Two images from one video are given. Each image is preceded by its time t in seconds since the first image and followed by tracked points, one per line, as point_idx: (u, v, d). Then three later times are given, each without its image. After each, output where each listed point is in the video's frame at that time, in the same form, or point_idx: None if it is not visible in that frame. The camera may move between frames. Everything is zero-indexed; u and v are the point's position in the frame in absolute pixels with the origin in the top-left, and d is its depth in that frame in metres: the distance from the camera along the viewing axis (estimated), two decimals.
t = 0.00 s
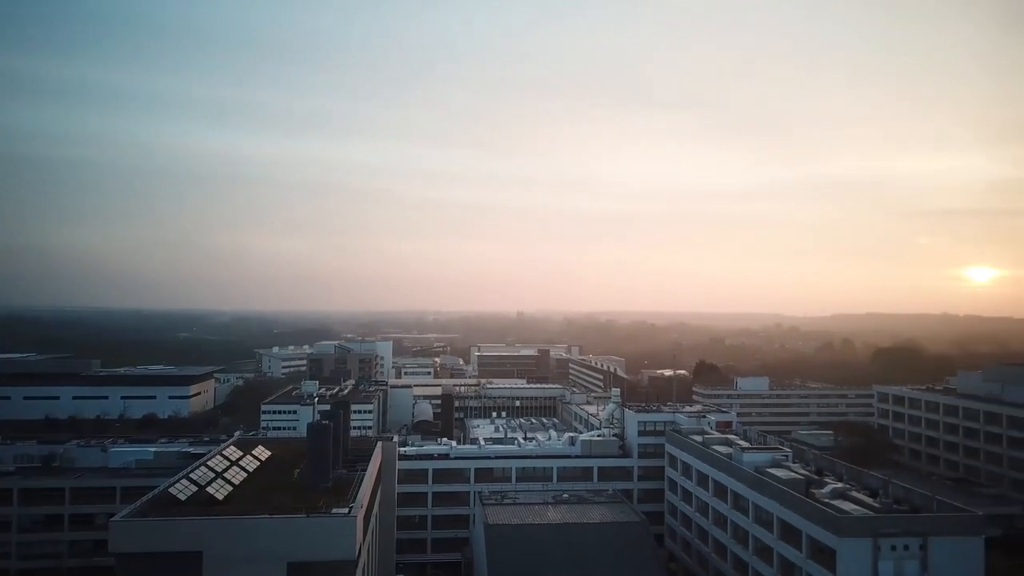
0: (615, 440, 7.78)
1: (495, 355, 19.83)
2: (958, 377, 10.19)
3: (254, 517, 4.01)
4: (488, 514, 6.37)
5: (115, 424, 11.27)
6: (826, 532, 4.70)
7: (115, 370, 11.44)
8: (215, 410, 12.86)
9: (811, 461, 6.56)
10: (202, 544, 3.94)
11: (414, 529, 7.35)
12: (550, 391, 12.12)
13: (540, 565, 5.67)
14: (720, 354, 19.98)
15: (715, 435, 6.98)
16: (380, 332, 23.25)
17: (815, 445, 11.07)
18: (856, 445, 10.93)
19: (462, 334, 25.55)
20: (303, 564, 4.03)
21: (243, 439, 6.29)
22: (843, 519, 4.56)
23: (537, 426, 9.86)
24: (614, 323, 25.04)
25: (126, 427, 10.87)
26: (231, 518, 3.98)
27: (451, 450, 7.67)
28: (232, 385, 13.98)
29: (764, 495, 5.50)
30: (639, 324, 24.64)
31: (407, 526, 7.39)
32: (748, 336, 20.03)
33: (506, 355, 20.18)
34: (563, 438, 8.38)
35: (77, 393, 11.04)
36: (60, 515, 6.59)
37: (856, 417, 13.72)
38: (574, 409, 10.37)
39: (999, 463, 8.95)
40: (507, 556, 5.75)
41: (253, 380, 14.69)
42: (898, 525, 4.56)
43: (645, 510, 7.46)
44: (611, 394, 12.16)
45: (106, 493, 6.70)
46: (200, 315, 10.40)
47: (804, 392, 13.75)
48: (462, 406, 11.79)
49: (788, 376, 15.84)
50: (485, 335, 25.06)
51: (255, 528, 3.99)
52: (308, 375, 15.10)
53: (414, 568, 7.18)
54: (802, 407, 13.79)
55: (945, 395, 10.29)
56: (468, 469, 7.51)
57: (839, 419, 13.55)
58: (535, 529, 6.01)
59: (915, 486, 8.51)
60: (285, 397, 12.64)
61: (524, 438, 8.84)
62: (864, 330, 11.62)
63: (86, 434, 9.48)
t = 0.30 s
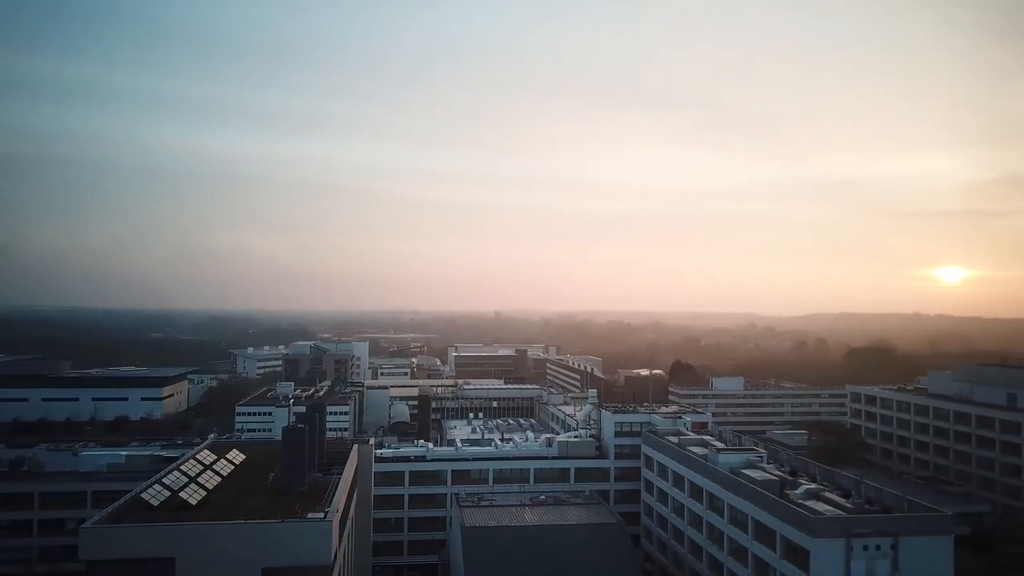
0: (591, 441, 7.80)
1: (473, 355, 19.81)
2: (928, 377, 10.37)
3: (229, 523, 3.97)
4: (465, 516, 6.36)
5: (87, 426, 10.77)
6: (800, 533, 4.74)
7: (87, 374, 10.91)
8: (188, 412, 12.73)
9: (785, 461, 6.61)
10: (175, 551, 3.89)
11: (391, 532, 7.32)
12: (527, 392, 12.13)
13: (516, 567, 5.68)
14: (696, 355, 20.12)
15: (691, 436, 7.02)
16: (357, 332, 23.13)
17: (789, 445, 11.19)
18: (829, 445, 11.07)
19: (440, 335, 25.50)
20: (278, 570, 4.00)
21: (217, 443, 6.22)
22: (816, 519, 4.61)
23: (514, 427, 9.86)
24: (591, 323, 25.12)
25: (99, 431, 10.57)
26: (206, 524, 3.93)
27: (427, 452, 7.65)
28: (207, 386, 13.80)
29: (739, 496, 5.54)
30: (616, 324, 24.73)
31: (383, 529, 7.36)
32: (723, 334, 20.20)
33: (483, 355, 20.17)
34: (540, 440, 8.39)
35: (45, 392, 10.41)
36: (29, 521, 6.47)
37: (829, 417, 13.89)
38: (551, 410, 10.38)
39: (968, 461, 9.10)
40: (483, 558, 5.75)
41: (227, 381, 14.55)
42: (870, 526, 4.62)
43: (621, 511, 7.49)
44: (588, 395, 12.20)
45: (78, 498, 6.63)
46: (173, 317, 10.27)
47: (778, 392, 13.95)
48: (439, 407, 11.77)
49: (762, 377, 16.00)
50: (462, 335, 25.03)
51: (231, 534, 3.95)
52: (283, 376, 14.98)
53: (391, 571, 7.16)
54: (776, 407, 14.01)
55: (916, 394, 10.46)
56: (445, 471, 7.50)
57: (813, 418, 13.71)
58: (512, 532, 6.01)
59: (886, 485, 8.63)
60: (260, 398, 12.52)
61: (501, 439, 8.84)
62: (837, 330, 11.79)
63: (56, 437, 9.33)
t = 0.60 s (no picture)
0: (568, 442, 7.82)
1: (449, 356, 19.78)
2: (899, 377, 10.54)
3: (201, 529, 3.93)
4: (441, 519, 6.35)
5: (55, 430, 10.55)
6: (774, 533, 4.79)
7: (55, 376, 10.59)
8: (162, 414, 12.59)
9: (760, 462, 6.67)
10: (146, 557, 3.84)
11: (367, 535, 7.29)
12: (504, 393, 12.12)
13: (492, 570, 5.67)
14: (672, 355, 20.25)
15: (667, 437, 7.06)
16: (333, 333, 23.00)
17: (763, 445, 11.28)
18: (803, 445, 11.18)
19: (417, 335, 25.42)
20: None
21: (190, 446, 6.16)
22: (789, 520, 4.66)
23: (491, 429, 9.85)
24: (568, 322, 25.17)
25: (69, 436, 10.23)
26: (177, 530, 3.89)
27: (404, 454, 7.62)
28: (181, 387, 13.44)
29: (714, 498, 5.58)
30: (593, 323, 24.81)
31: (359, 531, 7.33)
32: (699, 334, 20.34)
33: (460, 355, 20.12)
34: (517, 441, 8.39)
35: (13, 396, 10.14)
36: None
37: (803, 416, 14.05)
38: (529, 411, 10.39)
39: (938, 460, 9.24)
40: (459, 560, 5.74)
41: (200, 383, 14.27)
42: (843, 526, 4.68)
43: (597, 512, 7.51)
44: (565, 396, 12.23)
45: (47, 504, 6.52)
46: (145, 318, 10.13)
47: (753, 392, 14.06)
48: (416, 408, 11.74)
49: (737, 377, 16.12)
50: (440, 335, 24.97)
51: (203, 540, 3.91)
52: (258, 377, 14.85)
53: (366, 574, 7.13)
54: (750, 407, 14.12)
55: (887, 394, 10.62)
56: (421, 473, 7.48)
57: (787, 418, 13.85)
58: (488, 534, 6.00)
59: (858, 485, 8.71)
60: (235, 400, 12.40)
61: (478, 441, 8.83)
62: (812, 331, 11.92)
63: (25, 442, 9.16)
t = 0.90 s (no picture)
0: (544, 444, 7.83)
1: (425, 357, 19.71)
2: (870, 377, 10.70)
3: (173, 535, 3.88)
4: (416, 521, 6.32)
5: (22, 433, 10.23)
6: (747, 534, 4.83)
7: (20, 379, 10.27)
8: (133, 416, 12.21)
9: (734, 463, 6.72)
10: (116, 565, 3.78)
11: (341, 538, 7.24)
12: (480, 394, 12.09)
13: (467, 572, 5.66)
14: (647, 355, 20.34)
15: (642, 438, 7.09)
16: (307, 333, 22.80)
17: (737, 445, 11.37)
18: (775, 446, 11.26)
19: (392, 335, 25.29)
20: None
21: (161, 450, 6.07)
22: (762, 521, 4.70)
23: (467, 430, 9.83)
24: (544, 322, 25.19)
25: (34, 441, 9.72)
26: (148, 538, 3.83)
27: (379, 456, 7.58)
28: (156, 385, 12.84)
29: (688, 499, 5.61)
30: (569, 324, 24.85)
31: (334, 534, 7.28)
32: (674, 334, 20.48)
33: (436, 355, 20.07)
34: (493, 442, 8.38)
35: None
36: None
37: (776, 416, 14.18)
38: (505, 412, 10.38)
39: (907, 459, 9.39)
40: (435, 563, 5.73)
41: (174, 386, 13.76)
42: (815, 527, 4.73)
43: (573, 514, 7.53)
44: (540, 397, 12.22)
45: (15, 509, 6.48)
46: (116, 319, 9.96)
47: (727, 392, 14.13)
48: (391, 409, 11.67)
49: (711, 377, 16.21)
50: (415, 335, 24.87)
51: (175, 546, 3.86)
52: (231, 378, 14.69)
53: None
54: (724, 407, 14.16)
55: (858, 394, 10.77)
56: (397, 475, 7.44)
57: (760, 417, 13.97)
58: (464, 537, 5.99)
59: (830, 485, 8.80)
60: (208, 403, 12.26)
61: (454, 442, 8.81)
62: (785, 331, 12.06)
63: None
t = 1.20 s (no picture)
0: (520, 445, 7.83)
1: (401, 357, 19.63)
2: (842, 377, 10.83)
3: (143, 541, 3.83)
4: (391, 524, 6.29)
5: None
6: (721, 535, 4.87)
7: None
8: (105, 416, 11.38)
9: (707, 464, 6.77)
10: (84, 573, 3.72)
11: (315, 541, 7.19)
12: (455, 395, 12.06)
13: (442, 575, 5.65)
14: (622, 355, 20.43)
15: (617, 440, 7.12)
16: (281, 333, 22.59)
17: (711, 445, 11.45)
18: (748, 446, 11.35)
19: (367, 335, 25.15)
20: None
21: (131, 454, 5.98)
22: (735, 522, 4.74)
23: (443, 432, 9.80)
24: (520, 323, 25.19)
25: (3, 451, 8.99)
26: (119, 544, 3.77)
27: (354, 459, 7.54)
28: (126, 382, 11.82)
29: (663, 500, 5.65)
30: (545, 324, 24.87)
31: (308, 538, 7.22)
32: (650, 334, 20.59)
33: (411, 355, 19.99)
34: (468, 444, 8.36)
35: None
36: None
37: (749, 415, 14.30)
38: (481, 413, 10.37)
39: (878, 458, 9.50)
40: (410, 565, 5.71)
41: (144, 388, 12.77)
42: (787, 527, 4.78)
43: (548, 515, 7.54)
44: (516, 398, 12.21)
45: None
46: (86, 320, 9.78)
47: (701, 392, 14.21)
48: (366, 411, 11.61)
49: (686, 377, 16.31)
50: (391, 335, 24.75)
51: (145, 553, 3.80)
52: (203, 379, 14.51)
53: None
54: (698, 407, 14.25)
55: (829, 394, 10.90)
56: (371, 478, 7.40)
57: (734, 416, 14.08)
58: (439, 539, 5.98)
59: (802, 484, 8.89)
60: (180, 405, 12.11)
61: (429, 444, 8.78)
62: (759, 331, 12.17)
63: None
